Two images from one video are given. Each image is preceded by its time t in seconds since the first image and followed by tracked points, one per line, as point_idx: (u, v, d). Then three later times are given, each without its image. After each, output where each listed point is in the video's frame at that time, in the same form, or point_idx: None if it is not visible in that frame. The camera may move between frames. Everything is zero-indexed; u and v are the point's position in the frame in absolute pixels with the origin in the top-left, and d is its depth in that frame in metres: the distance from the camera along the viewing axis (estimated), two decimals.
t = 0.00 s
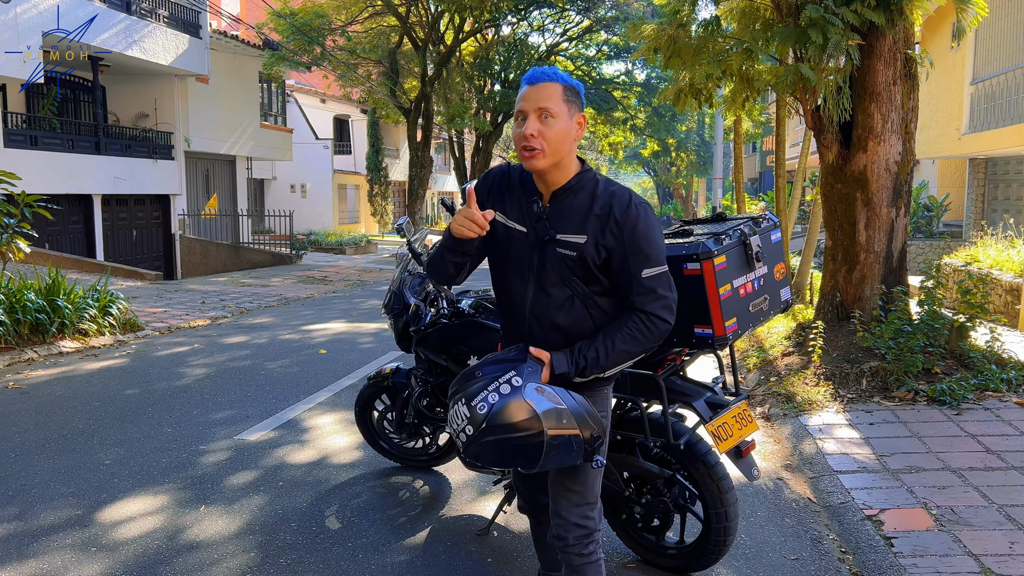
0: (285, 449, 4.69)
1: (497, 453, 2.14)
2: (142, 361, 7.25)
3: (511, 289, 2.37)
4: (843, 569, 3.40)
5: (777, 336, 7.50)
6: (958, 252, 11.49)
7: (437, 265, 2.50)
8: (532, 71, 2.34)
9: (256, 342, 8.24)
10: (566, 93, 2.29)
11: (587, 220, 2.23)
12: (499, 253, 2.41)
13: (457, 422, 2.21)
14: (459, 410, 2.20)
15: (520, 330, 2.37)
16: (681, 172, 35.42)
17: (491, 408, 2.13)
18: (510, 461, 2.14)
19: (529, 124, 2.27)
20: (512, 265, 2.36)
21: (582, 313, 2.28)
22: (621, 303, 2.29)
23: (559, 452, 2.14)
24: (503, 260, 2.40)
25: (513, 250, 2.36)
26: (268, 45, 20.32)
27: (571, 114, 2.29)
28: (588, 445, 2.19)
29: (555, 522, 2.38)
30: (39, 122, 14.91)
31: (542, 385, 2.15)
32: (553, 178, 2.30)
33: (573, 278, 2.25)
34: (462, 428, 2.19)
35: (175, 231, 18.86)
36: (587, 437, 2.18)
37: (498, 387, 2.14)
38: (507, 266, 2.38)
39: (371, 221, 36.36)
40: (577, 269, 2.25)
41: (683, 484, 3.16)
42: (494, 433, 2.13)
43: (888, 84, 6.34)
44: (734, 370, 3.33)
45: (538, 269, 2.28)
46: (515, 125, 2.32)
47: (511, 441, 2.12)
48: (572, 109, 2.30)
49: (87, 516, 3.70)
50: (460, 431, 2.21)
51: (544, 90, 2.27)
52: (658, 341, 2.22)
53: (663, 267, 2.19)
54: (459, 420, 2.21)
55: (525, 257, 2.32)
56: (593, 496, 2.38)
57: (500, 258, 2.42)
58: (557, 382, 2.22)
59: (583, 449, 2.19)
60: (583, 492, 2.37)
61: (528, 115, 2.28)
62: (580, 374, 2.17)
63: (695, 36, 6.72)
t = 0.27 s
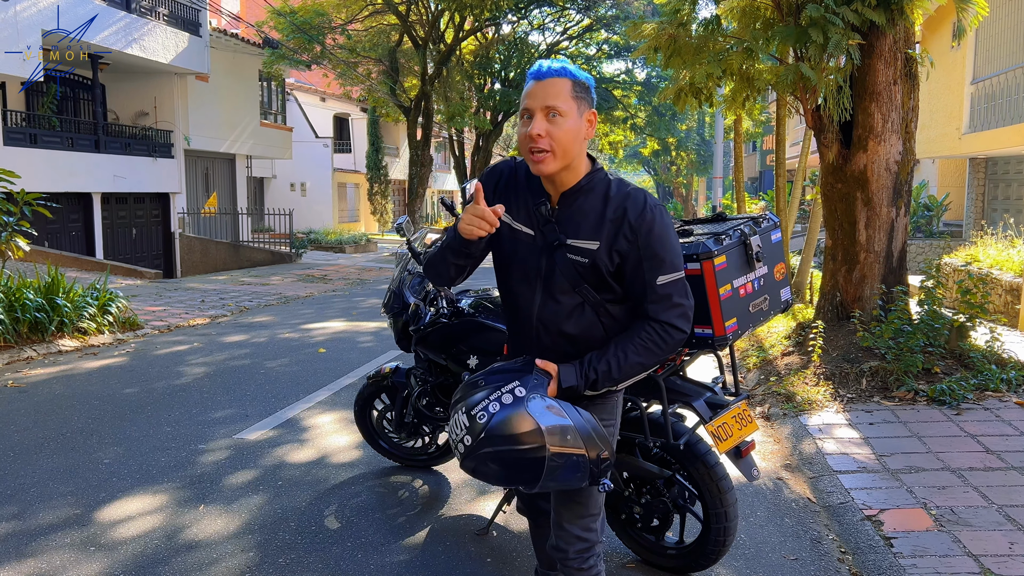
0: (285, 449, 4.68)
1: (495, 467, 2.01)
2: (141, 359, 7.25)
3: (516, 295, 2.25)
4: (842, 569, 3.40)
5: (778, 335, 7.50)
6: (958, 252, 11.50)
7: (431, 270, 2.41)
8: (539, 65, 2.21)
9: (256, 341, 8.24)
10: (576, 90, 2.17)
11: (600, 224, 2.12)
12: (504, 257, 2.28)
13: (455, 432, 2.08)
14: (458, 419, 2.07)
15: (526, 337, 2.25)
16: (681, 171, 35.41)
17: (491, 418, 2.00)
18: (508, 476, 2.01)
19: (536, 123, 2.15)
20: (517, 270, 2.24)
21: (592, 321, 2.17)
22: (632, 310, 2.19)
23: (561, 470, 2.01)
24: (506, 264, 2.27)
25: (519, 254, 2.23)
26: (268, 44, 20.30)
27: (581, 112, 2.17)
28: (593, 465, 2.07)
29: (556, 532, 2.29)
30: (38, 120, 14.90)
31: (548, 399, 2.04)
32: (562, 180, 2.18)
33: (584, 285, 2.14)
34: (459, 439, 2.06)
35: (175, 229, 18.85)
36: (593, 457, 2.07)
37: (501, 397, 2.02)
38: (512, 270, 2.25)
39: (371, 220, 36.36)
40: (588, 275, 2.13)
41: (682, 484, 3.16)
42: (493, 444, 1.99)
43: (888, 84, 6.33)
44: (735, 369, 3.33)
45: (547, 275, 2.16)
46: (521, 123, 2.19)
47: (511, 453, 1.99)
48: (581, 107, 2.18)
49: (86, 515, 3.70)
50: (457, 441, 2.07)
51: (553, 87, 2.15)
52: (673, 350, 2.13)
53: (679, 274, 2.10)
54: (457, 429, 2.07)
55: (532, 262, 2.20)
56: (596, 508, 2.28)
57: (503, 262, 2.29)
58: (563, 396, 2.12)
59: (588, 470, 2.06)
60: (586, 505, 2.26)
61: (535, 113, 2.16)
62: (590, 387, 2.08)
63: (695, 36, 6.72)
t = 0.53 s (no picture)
0: (283, 448, 4.67)
1: (495, 488, 1.93)
2: (140, 358, 7.24)
3: (518, 296, 2.17)
4: (841, 569, 3.39)
5: (776, 334, 7.49)
6: (956, 251, 11.52)
7: (431, 250, 2.25)
8: (547, 58, 2.12)
9: (254, 340, 8.23)
10: (585, 86, 2.08)
11: (605, 227, 2.04)
12: (506, 255, 2.20)
13: (453, 454, 2.01)
14: (455, 441, 2.01)
15: (526, 341, 2.18)
16: (680, 170, 35.43)
17: (489, 440, 1.93)
18: (508, 498, 1.93)
19: (542, 118, 2.06)
20: (519, 269, 2.17)
21: (595, 327, 2.09)
22: (637, 318, 2.10)
23: (564, 490, 1.93)
24: (508, 262, 2.20)
25: (521, 253, 2.16)
26: (267, 42, 20.27)
27: (590, 108, 2.08)
28: (599, 484, 1.97)
29: (554, 544, 2.21)
30: (37, 118, 14.88)
31: (548, 418, 1.96)
32: (568, 179, 2.09)
33: (587, 289, 2.06)
34: (457, 462, 1.98)
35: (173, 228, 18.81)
36: (598, 475, 1.98)
37: (498, 417, 1.95)
38: (514, 268, 2.18)
39: (370, 218, 36.36)
40: (591, 280, 2.05)
41: (681, 484, 3.16)
42: (490, 465, 1.92)
43: (887, 83, 6.33)
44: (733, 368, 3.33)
45: (548, 276, 2.09)
46: (526, 118, 2.11)
47: (511, 474, 1.91)
48: (591, 104, 2.09)
49: (84, 514, 3.69)
50: (455, 465, 2.00)
51: (562, 81, 2.06)
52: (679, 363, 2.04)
53: (687, 283, 2.01)
54: (455, 452, 2.00)
55: (535, 262, 2.13)
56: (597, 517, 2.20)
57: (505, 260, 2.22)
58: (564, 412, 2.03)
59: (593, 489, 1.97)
60: (586, 515, 2.19)
61: (541, 109, 2.07)
62: (592, 402, 1.99)
63: (695, 35, 6.71)
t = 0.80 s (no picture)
0: (281, 447, 4.67)
1: (486, 504, 1.91)
2: (137, 357, 7.24)
3: (514, 298, 2.17)
4: (838, 568, 3.40)
5: (774, 334, 7.50)
6: (954, 251, 11.53)
7: (431, 244, 2.21)
8: (547, 55, 2.10)
9: (252, 339, 8.22)
10: (585, 86, 2.06)
11: (602, 232, 2.02)
12: (503, 256, 2.20)
13: (446, 470, 2.00)
14: (447, 457, 1.99)
15: (522, 344, 2.17)
16: (678, 169, 35.43)
17: (479, 456, 1.91)
18: (499, 515, 1.91)
19: (541, 118, 2.05)
20: (515, 271, 2.16)
21: (592, 332, 2.08)
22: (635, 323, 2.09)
23: (557, 505, 1.89)
24: (504, 261, 2.19)
25: (518, 254, 2.15)
26: (265, 40, 20.24)
27: (589, 109, 2.06)
28: (594, 499, 1.93)
29: (551, 550, 2.13)
30: (34, 117, 14.86)
31: (541, 434, 1.92)
32: (565, 180, 2.08)
33: (583, 294, 2.04)
34: (450, 479, 1.97)
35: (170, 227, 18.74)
36: (593, 490, 1.93)
37: (489, 433, 1.93)
38: (509, 269, 2.17)
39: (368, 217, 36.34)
40: (587, 285, 2.04)
41: (678, 483, 3.17)
42: (481, 481, 1.90)
43: (885, 83, 6.33)
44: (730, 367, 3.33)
45: (544, 279, 2.08)
46: (525, 118, 2.09)
47: (502, 491, 1.89)
48: (591, 104, 2.07)
49: (82, 513, 3.69)
50: (448, 481, 1.98)
51: (561, 79, 2.04)
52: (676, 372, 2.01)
53: (685, 292, 1.98)
54: (448, 469, 1.99)
55: (531, 265, 2.12)
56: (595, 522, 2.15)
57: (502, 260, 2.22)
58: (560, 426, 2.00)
59: (589, 504, 1.93)
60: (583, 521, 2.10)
61: (539, 107, 2.06)
62: (587, 414, 1.96)
63: (693, 34, 6.71)
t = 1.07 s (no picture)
0: (278, 446, 4.67)
1: (479, 508, 1.90)
2: (134, 356, 7.22)
3: (510, 303, 2.18)
4: (834, 566, 3.41)
5: (771, 333, 7.50)
6: (950, 250, 11.55)
7: (427, 250, 2.18)
8: (541, 56, 2.08)
9: (249, 338, 8.21)
10: (579, 88, 2.05)
11: (599, 237, 2.02)
12: (499, 260, 2.20)
13: (438, 474, 1.99)
14: (439, 461, 1.99)
15: (517, 348, 2.18)
16: (675, 169, 35.45)
17: (472, 460, 1.91)
18: (492, 519, 1.90)
19: (534, 122, 2.04)
20: (511, 275, 2.17)
21: (588, 338, 2.09)
22: (631, 329, 2.09)
23: (550, 510, 1.89)
24: (500, 266, 2.20)
25: (514, 259, 2.16)
26: (262, 40, 20.23)
27: (584, 112, 2.05)
28: (588, 505, 1.93)
29: (546, 550, 2.14)
30: (30, 116, 14.83)
31: (535, 439, 1.92)
32: (560, 185, 2.07)
33: (579, 300, 2.05)
34: (442, 482, 1.96)
35: (167, 226, 18.70)
36: (586, 496, 1.94)
37: (483, 437, 1.92)
38: (505, 274, 2.18)
39: (365, 217, 36.32)
40: (582, 291, 2.04)
41: (675, 481, 3.15)
42: (474, 485, 1.90)
43: (882, 82, 6.34)
44: (727, 366, 3.34)
45: (541, 284, 2.09)
46: (518, 121, 2.08)
47: (495, 496, 1.88)
48: (586, 107, 2.06)
49: (79, 512, 3.68)
50: (440, 484, 1.98)
51: (554, 83, 2.03)
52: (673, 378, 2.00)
53: (681, 298, 1.97)
54: (440, 472, 1.98)
55: (527, 270, 2.13)
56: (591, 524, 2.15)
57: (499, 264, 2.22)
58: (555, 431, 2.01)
59: (583, 509, 1.93)
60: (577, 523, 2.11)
61: (533, 111, 2.05)
62: (583, 420, 1.96)
63: (690, 33, 6.72)
